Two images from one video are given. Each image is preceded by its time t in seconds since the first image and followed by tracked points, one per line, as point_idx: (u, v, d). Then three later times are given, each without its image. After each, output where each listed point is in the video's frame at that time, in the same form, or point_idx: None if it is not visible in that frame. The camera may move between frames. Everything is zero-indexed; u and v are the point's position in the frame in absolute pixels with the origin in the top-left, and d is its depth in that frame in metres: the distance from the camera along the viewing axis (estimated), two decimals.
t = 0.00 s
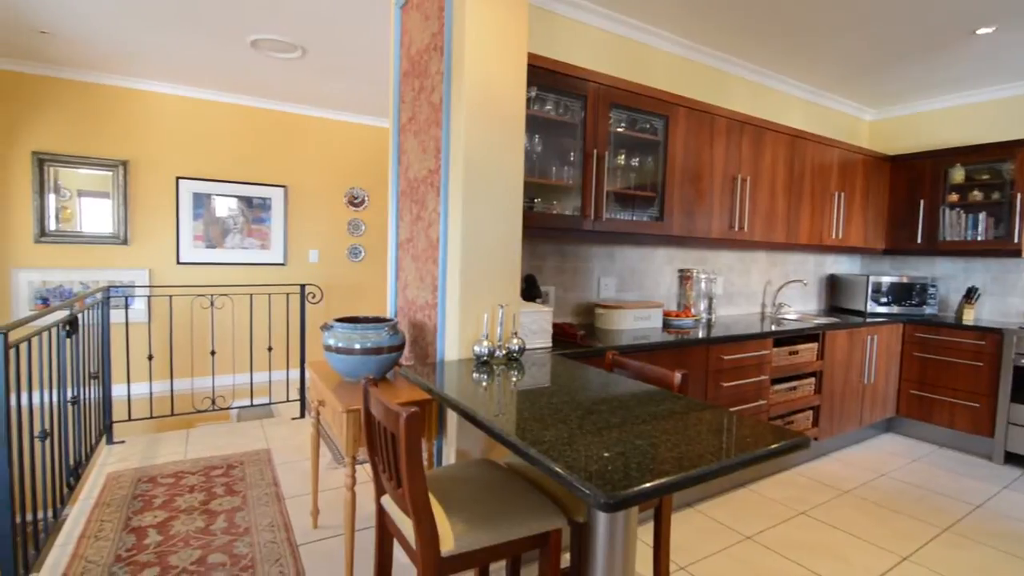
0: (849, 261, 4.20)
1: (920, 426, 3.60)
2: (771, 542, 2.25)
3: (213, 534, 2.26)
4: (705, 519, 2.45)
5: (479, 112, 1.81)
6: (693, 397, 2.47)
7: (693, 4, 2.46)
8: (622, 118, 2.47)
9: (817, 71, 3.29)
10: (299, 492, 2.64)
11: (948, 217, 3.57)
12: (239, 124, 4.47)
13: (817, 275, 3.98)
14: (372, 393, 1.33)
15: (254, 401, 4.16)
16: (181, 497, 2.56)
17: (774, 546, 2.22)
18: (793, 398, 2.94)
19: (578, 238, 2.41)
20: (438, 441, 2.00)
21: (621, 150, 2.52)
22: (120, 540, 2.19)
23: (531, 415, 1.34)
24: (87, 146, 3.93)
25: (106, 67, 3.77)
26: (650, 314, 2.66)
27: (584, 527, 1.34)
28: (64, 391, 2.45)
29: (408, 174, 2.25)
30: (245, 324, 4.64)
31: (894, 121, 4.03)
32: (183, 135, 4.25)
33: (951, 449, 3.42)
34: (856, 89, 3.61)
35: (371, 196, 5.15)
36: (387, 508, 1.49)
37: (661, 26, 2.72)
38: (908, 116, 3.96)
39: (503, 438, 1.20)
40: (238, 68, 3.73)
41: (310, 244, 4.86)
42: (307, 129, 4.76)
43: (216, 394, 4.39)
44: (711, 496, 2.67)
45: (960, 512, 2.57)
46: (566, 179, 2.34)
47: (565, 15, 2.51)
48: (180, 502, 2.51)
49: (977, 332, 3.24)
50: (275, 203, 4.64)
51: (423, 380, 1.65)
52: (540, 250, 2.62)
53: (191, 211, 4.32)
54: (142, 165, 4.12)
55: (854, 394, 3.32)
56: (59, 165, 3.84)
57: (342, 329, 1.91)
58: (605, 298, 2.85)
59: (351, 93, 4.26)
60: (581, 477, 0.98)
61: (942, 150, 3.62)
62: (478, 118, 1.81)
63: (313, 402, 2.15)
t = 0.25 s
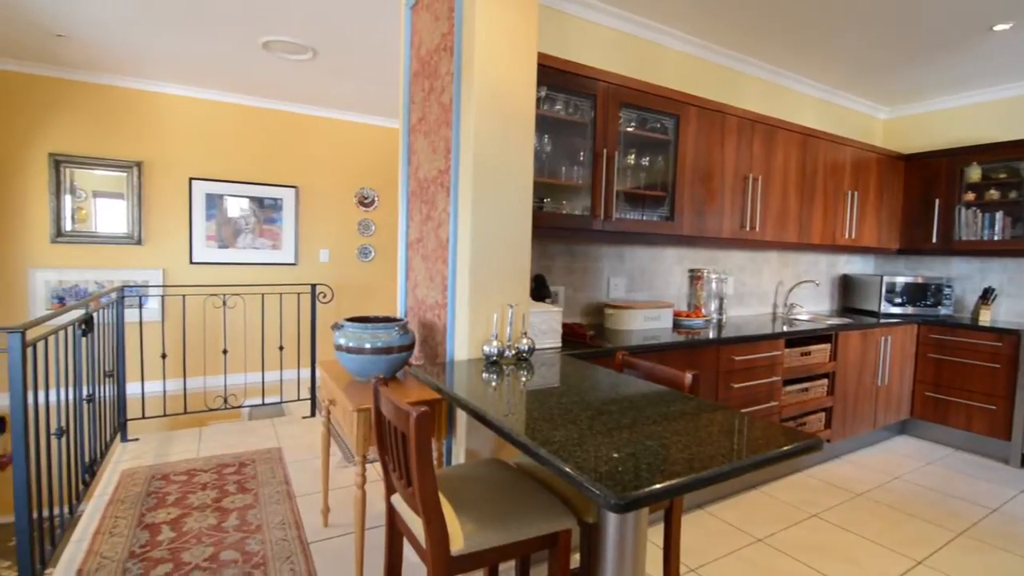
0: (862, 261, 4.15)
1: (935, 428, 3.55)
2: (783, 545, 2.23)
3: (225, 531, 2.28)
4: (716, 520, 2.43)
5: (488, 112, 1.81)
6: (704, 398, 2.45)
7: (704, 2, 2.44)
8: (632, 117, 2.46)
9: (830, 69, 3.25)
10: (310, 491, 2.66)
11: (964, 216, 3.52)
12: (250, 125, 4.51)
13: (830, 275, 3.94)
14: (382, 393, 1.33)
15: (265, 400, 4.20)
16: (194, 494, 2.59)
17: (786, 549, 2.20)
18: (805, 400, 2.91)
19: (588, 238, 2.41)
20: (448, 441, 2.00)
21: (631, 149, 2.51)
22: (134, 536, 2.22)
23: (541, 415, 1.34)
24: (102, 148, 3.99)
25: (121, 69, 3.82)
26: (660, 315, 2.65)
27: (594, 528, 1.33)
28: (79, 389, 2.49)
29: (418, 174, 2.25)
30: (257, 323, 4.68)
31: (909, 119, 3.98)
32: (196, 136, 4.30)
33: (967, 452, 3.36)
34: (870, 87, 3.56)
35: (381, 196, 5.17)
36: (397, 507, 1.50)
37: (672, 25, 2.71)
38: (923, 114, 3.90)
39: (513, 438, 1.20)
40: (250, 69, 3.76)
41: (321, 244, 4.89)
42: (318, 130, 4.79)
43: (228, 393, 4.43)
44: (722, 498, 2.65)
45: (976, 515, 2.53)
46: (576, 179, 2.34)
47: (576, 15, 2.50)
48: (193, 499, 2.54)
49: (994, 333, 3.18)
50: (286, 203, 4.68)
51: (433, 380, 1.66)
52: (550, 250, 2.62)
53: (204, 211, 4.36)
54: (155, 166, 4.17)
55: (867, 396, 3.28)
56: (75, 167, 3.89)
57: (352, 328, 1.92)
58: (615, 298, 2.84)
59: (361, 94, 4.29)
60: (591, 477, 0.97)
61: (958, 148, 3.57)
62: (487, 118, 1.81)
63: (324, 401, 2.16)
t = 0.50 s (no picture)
0: (876, 261, 4.10)
1: (951, 431, 3.50)
2: (795, 547, 2.21)
3: (237, 528, 2.30)
4: (726, 522, 2.41)
5: (498, 112, 1.81)
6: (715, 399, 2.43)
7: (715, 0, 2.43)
8: (643, 117, 2.45)
9: (843, 67, 3.21)
10: (321, 489, 2.67)
11: (981, 215, 3.46)
12: (262, 126, 4.55)
13: (843, 275, 3.89)
14: (393, 392, 1.34)
15: (277, 399, 4.23)
16: (207, 492, 2.62)
17: (798, 552, 2.18)
18: (818, 401, 2.88)
19: (598, 238, 2.40)
20: (457, 440, 2.01)
21: (642, 149, 2.50)
22: (148, 532, 2.25)
23: (552, 415, 1.34)
24: (117, 149, 4.05)
25: (135, 72, 3.87)
26: (670, 315, 2.64)
27: (605, 528, 1.33)
28: (95, 387, 2.52)
29: (428, 174, 2.26)
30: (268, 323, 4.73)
31: (924, 117, 3.92)
32: (209, 138, 4.34)
33: (984, 455, 3.31)
34: (884, 84, 3.52)
35: (392, 196, 5.19)
36: (407, 506, 1.50)
37: (683, 24, 2.69)
38: (939, 111, 3.85)
39: (523, 438, 1.20)
40: (262, 71, 3.80)
41: (332, 244, 4.92)
42: (329, 131, 4.82)
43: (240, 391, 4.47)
44: (733, 500, 2.63)
45: (993, 520, 2.48)
46: (586, 178, 2.33)
47: (586, 15, 2.49)
48: (205, 496, 2.57)
49: (1011, 334, 3.12)
50: (297, 204, 4.72)
51: (443, 379, 1.66)
52: (559, 250, 2.61)
53: (217, 212, 4.41)
54: (169, 167, 4.22)
55: (881, 397, 3.24)
56: (91, 168, 3.95)
57: (363, 328, 1.93)
58: (625, 298, 2.83)
59: (371, 95, 4.31)
60: (602, 478, 0.97)
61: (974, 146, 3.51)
62: (497, 118, 1.81)
63: (335, 399, 2.18)
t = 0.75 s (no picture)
0: (891, 261, 4.04)
1: (968, 434, 3.44)
2: (807, 550, 2.19)
3: (249, 525, 2.33)
4: (738, 524, 2.39)
5: (508, 112, 1.81)
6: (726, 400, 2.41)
7: None
8: (653, 116, 2.44)
9: (857, 65, 3.17)
10: (332, 487, 2.69)
11: (999, 214, 3.39)
12: (274, 127, 4.59)
13: (857, 275, 3.85)
14: (403, 391, 1.34)
15: (288, 397, 4.27)
16: (220, 489, 2.65)
17: (810, 555, 2.16)
18: (831, 403, 2.84)
19: (608, 238, 2.40)
20: (467, 440, 2.01)
21: (652, 148, 2.49)
22: (162, 529, 2.28)
23: (562, 415, 1.34)
24: (132, 150, 4.11)
25: (150, 74, 3.92)
26: (681, 315, 2.62)
27: (615, 530, 1.33)
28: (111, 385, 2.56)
29: (438, 174, 2.27)
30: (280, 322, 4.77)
31: (940, 115, 3.86)
32: (222, 139, 4.39)
33: (1001, 459, 3.25)
34: (900, 82, 3.47)
35: (402, 197, 5.21)
36: (418, 505, 1.51)
37: (694, 22, 2.68)
38: (956, 109, 3.78)
39: (534, 438, 1.20)
40: (274, 73, 3.83)
41: (342, 244, 4.95)
42: (339, 132, 4.85)
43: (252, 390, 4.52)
44: (744, 502, 2.61)
45: (1011, 524, 2.44)
46: (596, 178, 2.32)
47: (596, 14, 2.48)
48: (218, 494, 2.60)
49: None
50: (308, 204, 4.75)
51: (453, 379, 1.66)
52: (569, 250, 2.61)
53: (230, 212, 4.46)
54: (183, 167, 4.27)
55: (895, 399, 3.19)
56: (106, 169, 4.02)
57: (374, 327, 1.94)
58: (635, 298, 2.81)
59: (381, 95, 4.32)
60: (613, 479, 0.97)
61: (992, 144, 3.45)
62: (507, 118, 1.81)
63: (346, 398, 2.19)
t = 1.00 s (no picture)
0: (907, 261, 3.98)
1: (985, 437, 3.39)
2: (820, 553, 2.17)
3: (261, 523, 2.35)
4: (750, 526, 2.38)
5: (518, 112, 1.81)
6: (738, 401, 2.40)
7: None
8: (664, 115, 2.43)
9: (872, 62, 3.13)
10: (343, 486, 2.71)
11: (1017, 214, 3.33)
12: (286, 128, 4.63)
13: (871, 276, 3.79)
14: (414, 391, 1.35)
15: (299, 396, 4.31)
16: (233, 486, 2.68)
17: (824, 558, 2.14)
18: (845, 404, 2.81)
19: (618, 237, 2.39)
20: (477, 439, 2.01)
21: (663, 147, 2.48)
22: (176, 525, 2.31)
23: (573, 416, 1.34)
24: (147, 152, 4.16)
25: (164, 76, 3.97)
26: (692, 316, 2.60)
27: (626, 530, 1.32)
28: (126, 383, 2.60)
29: (449, 174, 2.27)
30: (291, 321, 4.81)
31: (957, 112, 3.80)
32: (234, 140, 4.44)
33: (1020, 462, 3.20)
34: (915, 79, 3.42)
35: (412, 197, 5.23)
36: (428, 504, 1.51)
37: (706, 20, 2.66)
38: (973, 106, 3.72)
39: (545, 438, 1.20)
40: (286, 74, 3.86)
41: (353, 244, 4.98)
42: (350, 132, 4.88)
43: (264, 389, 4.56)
44: (756, 504, 2.58)
45: None
46: (606, 178, 2.32)
47: (607, 13, 2.47)
48: (231, 491, 2.63)
49: None
50: (320, 204, 4.79)
51: (464, 379, 1.67)
52: (580, 250, 2.60)
53: (242, 212, 4.50)
54: (196, 168, 4.33)
55: (911, 401, 3.15)
56: (122, 170, 4.08)
57: (385, 327, 1.95)
58: (646, 298, 2.80)
59: (392, 96, 4.34)
60: (625, 480, 0.96)
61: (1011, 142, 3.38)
62: (518, 118, 1.81)
63: (356, 397, 2.20)
